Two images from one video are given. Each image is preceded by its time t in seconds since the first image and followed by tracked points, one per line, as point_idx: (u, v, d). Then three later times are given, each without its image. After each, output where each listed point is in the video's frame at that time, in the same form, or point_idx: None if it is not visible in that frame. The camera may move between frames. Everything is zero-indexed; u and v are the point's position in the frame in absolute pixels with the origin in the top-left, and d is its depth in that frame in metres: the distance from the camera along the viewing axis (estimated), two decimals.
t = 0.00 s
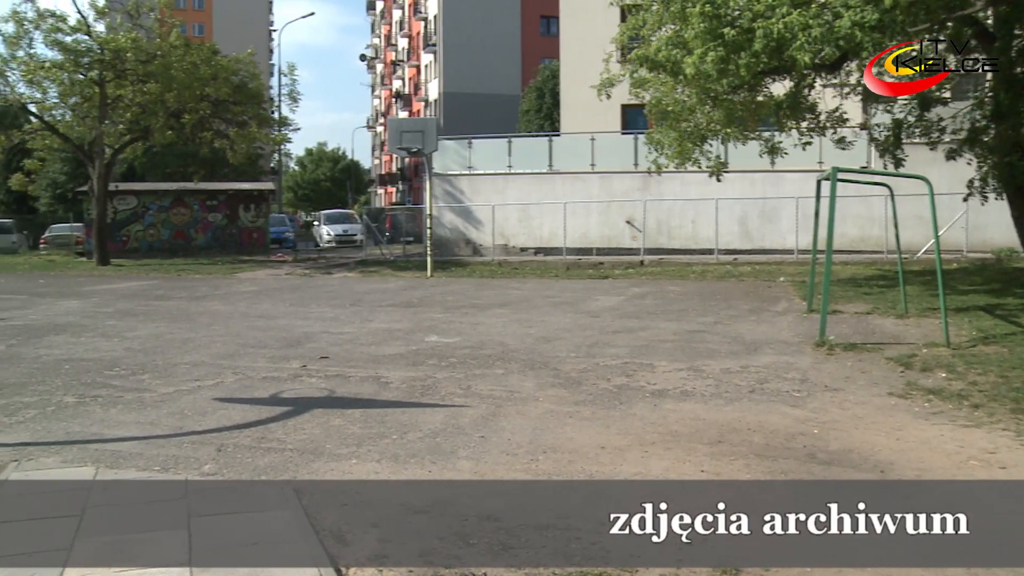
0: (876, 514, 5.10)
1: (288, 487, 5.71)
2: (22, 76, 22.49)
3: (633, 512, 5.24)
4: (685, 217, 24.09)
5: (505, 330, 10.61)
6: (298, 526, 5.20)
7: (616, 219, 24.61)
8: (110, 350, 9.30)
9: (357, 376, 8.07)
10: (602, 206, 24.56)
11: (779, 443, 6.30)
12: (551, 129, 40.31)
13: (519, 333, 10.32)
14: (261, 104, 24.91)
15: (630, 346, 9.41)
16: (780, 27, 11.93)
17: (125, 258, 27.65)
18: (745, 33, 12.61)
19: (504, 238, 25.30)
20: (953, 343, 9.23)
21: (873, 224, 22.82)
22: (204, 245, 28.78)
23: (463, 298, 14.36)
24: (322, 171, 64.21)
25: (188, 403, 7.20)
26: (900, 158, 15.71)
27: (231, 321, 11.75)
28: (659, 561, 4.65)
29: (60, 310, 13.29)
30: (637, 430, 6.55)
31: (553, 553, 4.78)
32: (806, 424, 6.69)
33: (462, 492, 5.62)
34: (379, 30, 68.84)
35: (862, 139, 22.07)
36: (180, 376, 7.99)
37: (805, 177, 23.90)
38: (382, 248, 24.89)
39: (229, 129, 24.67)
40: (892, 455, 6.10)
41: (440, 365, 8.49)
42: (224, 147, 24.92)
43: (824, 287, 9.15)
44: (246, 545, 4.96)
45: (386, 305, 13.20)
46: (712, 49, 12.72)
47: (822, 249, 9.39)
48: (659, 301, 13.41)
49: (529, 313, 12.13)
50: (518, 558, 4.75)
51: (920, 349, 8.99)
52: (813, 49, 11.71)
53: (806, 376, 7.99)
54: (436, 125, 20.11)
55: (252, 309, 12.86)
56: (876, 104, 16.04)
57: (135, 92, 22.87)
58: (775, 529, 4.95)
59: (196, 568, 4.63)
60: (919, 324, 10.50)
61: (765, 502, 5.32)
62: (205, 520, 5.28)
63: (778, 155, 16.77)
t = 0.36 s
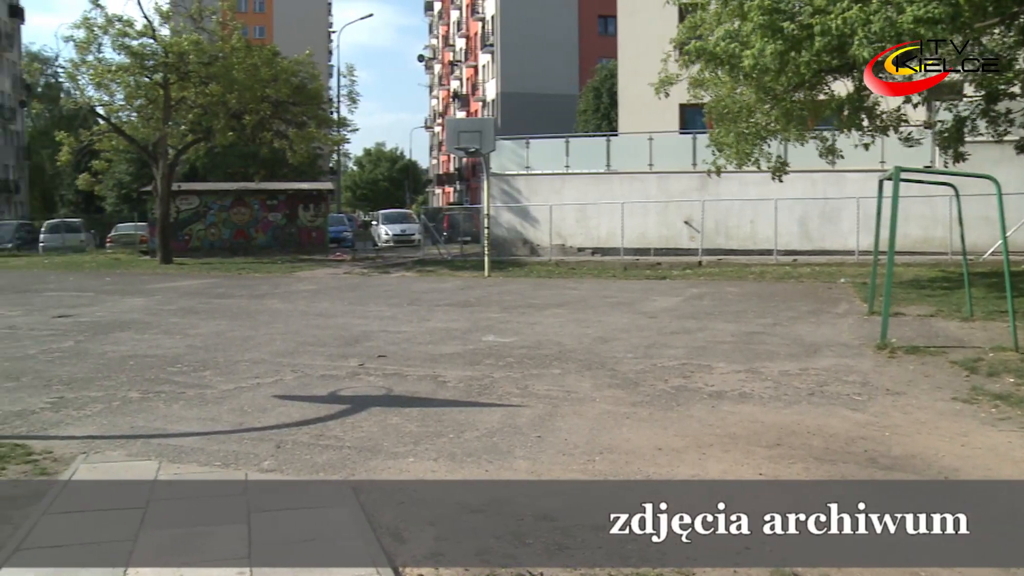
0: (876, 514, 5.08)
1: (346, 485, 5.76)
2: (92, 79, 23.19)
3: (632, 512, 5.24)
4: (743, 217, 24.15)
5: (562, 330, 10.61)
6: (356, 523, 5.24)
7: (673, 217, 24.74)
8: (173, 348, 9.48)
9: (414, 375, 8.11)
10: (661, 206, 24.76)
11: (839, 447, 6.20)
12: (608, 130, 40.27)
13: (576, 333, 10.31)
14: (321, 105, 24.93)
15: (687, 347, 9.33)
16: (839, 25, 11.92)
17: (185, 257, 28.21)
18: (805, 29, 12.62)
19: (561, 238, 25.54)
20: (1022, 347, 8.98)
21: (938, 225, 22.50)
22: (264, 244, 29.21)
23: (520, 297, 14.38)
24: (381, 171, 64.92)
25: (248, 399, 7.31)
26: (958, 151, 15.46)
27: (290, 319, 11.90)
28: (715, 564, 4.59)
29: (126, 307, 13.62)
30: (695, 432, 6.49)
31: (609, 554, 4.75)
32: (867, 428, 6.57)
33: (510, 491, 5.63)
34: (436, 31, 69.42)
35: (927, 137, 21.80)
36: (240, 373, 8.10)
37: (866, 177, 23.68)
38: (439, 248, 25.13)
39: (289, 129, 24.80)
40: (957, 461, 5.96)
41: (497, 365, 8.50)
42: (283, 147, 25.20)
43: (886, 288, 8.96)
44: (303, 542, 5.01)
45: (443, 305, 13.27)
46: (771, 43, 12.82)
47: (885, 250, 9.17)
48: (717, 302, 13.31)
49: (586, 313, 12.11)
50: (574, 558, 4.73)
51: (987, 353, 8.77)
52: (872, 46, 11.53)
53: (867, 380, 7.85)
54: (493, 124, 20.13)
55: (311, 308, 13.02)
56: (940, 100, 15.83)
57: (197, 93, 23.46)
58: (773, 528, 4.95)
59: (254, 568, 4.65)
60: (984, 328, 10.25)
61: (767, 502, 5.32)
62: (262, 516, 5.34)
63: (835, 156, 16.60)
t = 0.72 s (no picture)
0: (876, 514, 5.08)
1: (403, 483, 5.80)
2: (154, 81, 23.52)
3: (633, 512, 5.25)
4: (802, 217, 24.07)
5: (619, 330, 10.58)
6: (413, 521, 5.26)
7: (730, 216, 24.69)
8: (233, 344, 9.65)
9: (471, 374, 8.12)
10: (719, 206, 24.72)
11: (900, 452, 6.08)
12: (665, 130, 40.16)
13: (633, 334, 10.28)
14: (379, 105, 25.80)
15: (745, 349, 9.25)
16: (901, 22, 11.71)
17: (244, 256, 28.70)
18: (864, 25, 12.69)
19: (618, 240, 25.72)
20: None
21: (1004, 226, 22.12)
22: (322, 244, 29.61)
23: (576, 298, 14.37)
24: (436, 170, 65.39)
25: (305, 397, 7.39)
26: None
27: (347, 318, 12.01)
28: (771, 568, 4.52)
29: (188, 304, 13.92)
30: (753, 434, 6.42)
31: (665, 557, 4.71)
32: (928, 433, 6.44)
33: (552, 492, 5.63)
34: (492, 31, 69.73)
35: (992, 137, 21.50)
36: (298, 370, 8.21)
37: (929, 177, 23.24)
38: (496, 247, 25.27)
39: (348, 129, 25.48)
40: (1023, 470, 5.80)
41: (554, 365, 8.49)
42: (342, 148, 25.82)
43: (949, 291, 8.83)
44: (360, 539, 5.05)
45: (499, 304, 13.31)
46: (829, 38, 13.08)
47: (948, 251, 8.99)
48: (774, 303, 13.18)
49: (642, 313, 12.07)
50: (630, 560, 4.70)
51: None
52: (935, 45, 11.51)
53: (929, 384, 7.69)
54: (550, 124, 20.18)
55: (369, 307, 13.14)
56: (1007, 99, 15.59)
57: (257, 95, 23.74)
58: (773, 528, 4.96)
59: (313, 568, 4.67)
60: None
61: (766, 501, 5.33)
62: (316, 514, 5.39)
63: (898, 155, 16.40)
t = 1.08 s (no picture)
0: (876, 514, 5.08)
1: (462, 482, 5.83)
2: (220, 84, 24.30)
3: (633, 512, 5.28)
4: (866, 218, 23.76)
5: (679, 331, 10.53)
6: (472, 519, 5.28)
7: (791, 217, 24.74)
8: (295, 342, 9.81)
9: (531, 374, 8.13)
10: (780, 207, 24.73)
11: (968, 459, 5.95)
12: (726, 129, 40.04)
13: (693, 335, 10.21)
14: (439, 105, 25.74)
15: (807, 351, 9.12)
16: (973, 18, 11.89)
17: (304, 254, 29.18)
18: (932, 20, 12.68)
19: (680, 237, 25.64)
20: None
21: None
22: (383, 243, 30.18)
23: (637, 298, 14.33)
24: (496, 171, 66.60)
25: (367, 395, 7.46)
26: None
27: (408, 317, 12.12)
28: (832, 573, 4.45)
29: (252, 302, 14.21)
30: (816, 438, 6.33)
31: (724, 560, 4.65)
32: (997, 440, 6.29)
33: (597, 491, 5.62)
34: (552, 30, 69.76)
35: None
36: (359, 368, 8.29)
37: (999, 177, 23.31)
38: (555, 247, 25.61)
39: (408, 129, 25.60)
40: None
41: (613, 366, 8.47)
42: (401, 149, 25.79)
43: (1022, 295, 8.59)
44: (420, 537, 5.08)
45: (559, 305, 13.32)
46: (896, 34, 13.04)
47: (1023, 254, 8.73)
48: (838, 305, 13.00)
49: (703, 315, 11.99)
50: (688, 563, 4.65)
51: None
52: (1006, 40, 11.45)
53: (999, 389, 7.50)
54: (611, 125, 20.17)
55: (429, 306, 13.25)
56: None
57: (319, 96, 24.33)
58: (773, 528, 4.98)
59: (375, 568, 4.67)
60: None
61: (767, 502, 5.34)
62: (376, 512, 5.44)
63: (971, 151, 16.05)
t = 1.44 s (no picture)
0: (877, 514, 5.11)
1: (521, 482, 5.84)
2: (282, 84, 25.08)
3: (633, 513, 5.31)
4: (932, 218, 23.56)
5: (740, 333, 10.44)
6: (531, 518, 5.29)
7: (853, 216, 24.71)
8: (356, 340, 9.94)
9: (591, 375, 8.12)
10: (844, 207, 24.73)
11: None
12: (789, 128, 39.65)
13: (754, 336, 10.12)
14: (499, 105, 26.28)
15: (871, 354, 8.99)
16: None
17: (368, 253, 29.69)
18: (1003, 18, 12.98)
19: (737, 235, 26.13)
20: None
21: None
22: (443, 242, 31.05)
23: (698, 299, 14.26)
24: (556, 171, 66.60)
25: (427, 394, 7.51)
26: None
27: (468, 316, 12.22)
28: None
29: (314, 300, 14.41)
30: (879, 443, 6.23)
31: (784, 564, 4.59)
32: None
33: (644, 491, 5.61)
34: (614, 29, 69.51)
35: None
36: (420, 367, 8.37)
37: None
38: (616, 246, 25.93)
39: (469, 129, 26.20)
40: None
41: (674, 367, 8.42)
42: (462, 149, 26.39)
43: None
44: (479, 535, 5.09)
45: (620, 305, 13.31)
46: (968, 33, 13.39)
47: None
48: (904, 308, 12.79)
49: (765, 316, 11.88)
50: (749, 566, 4.59)
51: None
52: None
53: None
54: (671, 123, 20.46)
55: (489, 306, 13.35)
56: None
57: (380, 96, 24.85)
58: (774, 529, 5.00)
59: (434, 568, 4.66)
60: None
61: (770, 502, 5.37)
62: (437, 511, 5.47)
63: None
